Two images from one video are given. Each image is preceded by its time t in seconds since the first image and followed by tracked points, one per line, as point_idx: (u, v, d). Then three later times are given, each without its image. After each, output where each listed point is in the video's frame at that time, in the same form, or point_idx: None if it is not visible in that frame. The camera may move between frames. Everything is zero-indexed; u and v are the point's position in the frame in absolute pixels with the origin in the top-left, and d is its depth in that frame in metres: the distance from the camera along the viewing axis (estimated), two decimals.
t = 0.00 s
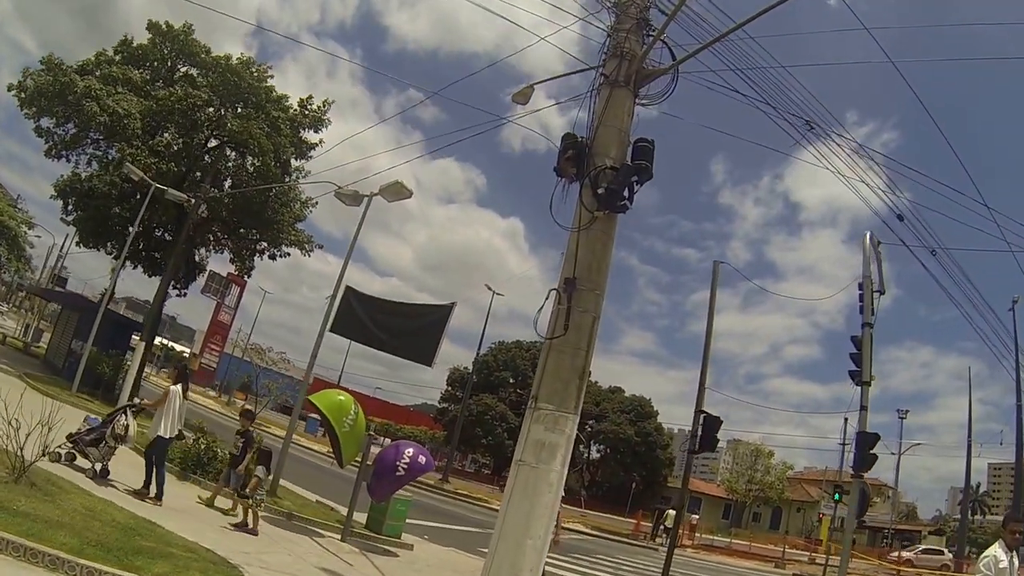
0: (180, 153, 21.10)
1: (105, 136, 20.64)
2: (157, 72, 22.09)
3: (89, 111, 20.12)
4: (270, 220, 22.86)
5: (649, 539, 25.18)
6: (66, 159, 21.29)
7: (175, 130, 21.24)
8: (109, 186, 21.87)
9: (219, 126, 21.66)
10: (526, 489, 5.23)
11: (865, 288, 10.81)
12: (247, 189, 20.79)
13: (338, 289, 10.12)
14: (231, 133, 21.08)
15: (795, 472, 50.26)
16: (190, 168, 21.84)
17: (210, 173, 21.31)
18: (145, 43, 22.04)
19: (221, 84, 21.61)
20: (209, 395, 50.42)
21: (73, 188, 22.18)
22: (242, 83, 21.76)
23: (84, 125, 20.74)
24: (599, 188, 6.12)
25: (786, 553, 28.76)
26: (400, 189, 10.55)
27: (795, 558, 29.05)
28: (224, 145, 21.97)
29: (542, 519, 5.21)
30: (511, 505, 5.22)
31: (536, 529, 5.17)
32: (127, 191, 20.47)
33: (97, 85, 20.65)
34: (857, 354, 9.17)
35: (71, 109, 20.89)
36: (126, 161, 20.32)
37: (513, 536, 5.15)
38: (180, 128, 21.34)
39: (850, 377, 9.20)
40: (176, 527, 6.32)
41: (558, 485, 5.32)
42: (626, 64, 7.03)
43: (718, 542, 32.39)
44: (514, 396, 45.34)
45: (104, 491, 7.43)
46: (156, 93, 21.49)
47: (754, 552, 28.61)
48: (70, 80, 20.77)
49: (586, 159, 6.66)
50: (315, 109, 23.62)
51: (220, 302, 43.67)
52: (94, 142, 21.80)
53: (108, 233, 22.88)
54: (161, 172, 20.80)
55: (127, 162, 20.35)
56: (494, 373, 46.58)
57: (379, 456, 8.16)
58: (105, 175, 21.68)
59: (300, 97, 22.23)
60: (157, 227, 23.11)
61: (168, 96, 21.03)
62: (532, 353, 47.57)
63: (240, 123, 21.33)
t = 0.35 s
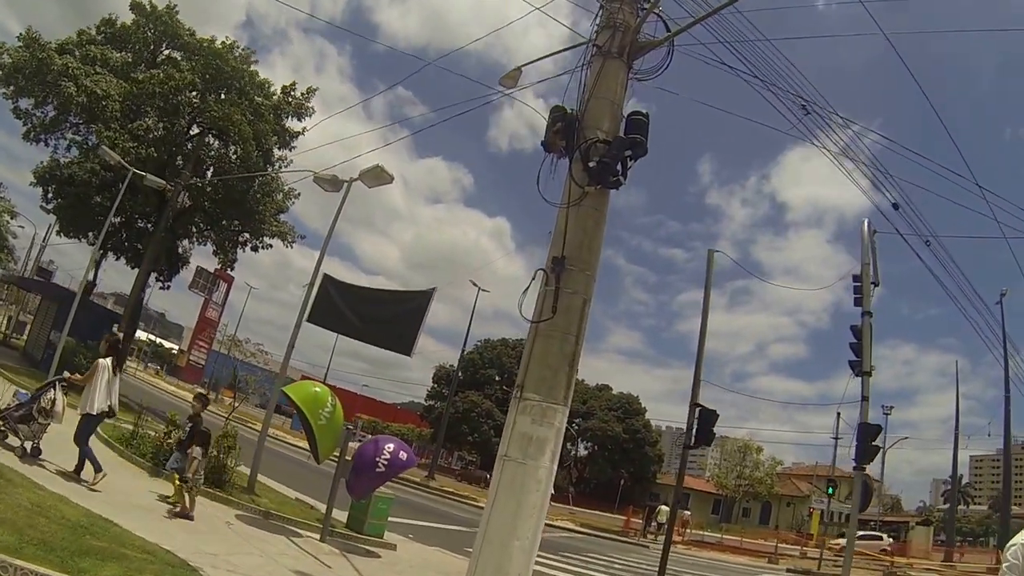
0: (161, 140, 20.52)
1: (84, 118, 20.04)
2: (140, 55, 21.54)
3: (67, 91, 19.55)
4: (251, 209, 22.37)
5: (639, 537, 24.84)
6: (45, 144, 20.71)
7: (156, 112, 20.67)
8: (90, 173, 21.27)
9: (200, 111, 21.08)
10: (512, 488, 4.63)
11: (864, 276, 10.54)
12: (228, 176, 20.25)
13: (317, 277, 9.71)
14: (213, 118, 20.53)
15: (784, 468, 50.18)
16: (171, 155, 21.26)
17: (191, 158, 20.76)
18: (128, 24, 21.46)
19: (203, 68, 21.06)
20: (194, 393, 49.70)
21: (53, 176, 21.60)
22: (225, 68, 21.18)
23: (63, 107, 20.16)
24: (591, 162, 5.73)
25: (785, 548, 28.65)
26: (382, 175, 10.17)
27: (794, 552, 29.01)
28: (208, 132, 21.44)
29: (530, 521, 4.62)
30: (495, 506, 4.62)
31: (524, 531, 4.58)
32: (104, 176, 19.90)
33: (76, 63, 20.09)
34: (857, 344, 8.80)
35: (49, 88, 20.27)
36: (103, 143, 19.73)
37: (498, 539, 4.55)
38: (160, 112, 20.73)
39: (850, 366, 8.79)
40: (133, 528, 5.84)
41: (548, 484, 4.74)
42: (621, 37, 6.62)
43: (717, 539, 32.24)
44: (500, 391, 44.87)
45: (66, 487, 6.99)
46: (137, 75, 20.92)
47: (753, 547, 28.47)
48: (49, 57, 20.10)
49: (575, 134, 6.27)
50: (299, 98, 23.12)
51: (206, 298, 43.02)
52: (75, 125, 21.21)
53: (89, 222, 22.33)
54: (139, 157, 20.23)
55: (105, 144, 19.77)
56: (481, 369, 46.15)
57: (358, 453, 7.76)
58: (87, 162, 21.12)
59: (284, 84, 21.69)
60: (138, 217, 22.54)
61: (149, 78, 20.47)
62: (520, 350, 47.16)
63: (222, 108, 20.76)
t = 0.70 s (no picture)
0: (130, 120, 19.73)
1: (50, 95, 19.21)
2: (114, 33, 20.73)
3: (31, 65, 18.70)
4: (225, 193, 21.69)
5: (617, 530, 24.59)
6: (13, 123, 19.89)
7: (126, 91, 19.92)
8: (60, 157, 20.47)
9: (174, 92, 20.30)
10: (485, 486, 4.17)
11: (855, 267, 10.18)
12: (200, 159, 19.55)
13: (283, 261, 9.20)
14: (185, 98, 19.80)
15: (762, 461, 50.35)
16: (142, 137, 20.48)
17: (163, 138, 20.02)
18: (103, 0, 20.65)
19: (177, 48, 20.20)
20: (168, 384, 48.81)
21: (23, 159, 20.81)
22: (200, 49, 20.29)
23: (30, 85, 19.35)
24: (571, 133, 5.24)
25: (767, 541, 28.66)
26: (350, 153, 9.67)
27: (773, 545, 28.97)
28: (181, 114, 20.68)
29: (506, 523, 4.18)
30: (467, 505, 4.17)
31: (499, 533, 4.13)
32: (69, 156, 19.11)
33: (44, 38, 19.24)
34: (851, 334, 8.42)
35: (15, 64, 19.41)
36: (68, 121, 18.91)
37: (470, 541, 4.11)
38: (131, 91, 19.94)
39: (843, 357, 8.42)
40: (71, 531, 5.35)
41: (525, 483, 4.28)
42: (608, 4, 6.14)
43: (696, 532, 32.23)
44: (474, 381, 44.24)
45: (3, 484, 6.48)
46: (108, 53, 20.11)
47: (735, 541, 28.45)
48: (16, 31, 19.11)
49: (556, 104, 5.78)
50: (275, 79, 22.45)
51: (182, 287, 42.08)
52: (45, 107, 20.43)
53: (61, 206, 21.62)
54: (107, 137, 19.45)
55: (70, 122, 18.97)
56: (456, 359, 45.58)
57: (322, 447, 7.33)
58: (58, 147, 20.34)
59: (260, 66, 20.98)
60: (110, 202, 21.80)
61: (120, 56, 19.67)
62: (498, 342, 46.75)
63: (195, 87, 19.98)
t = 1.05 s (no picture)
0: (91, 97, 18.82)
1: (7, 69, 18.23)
2: (78, 6, 19.75)
3: None
4: (192, 175, 20.85)
5: (591, 524, 24.27)
6: None
7: (88, 67, 18.98)
8: (21, 137, 19.55)
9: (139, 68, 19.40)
10: (449, 480, 3.51)
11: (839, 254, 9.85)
12: (165, 138, 18.70)
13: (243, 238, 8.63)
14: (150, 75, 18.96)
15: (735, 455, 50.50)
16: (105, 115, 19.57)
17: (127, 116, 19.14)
18: None
19: (144, 24, 19.17)
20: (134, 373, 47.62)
21: None
22: (166, 24, 19.31)
23: None
24: (550, 92, 4.74)
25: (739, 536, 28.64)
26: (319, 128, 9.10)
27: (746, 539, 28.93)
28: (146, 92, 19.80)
29: (472, 523, 3.51)
30: (427, 502, 3.52)
31: (462, 536, 3.47)
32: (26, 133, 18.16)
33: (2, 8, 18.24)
34: (836, 322, 8.08)
35: None
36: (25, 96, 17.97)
37: (429, 545, 3.45)
38: (94, 66, 19.03)
39: (829, 346, 8.09)
40: None
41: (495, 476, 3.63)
42: None
43: (667, 525, 32.11)
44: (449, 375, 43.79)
45: None
46: (70, 25, 19.15)
47: (708, 534, 28.34)
48: None
49: (534, 64, 5.28)
50: (244, 58, 21.74)
51: (152, 274, 40.91)
52: (5, 83, 19.47)
53: (21, 187, 20.64)
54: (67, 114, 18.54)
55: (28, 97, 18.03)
56: (431, 352, 45.04)
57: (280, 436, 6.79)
58: (20, 126, 19.40)
59: (229, 43, 20.13)
60: (72, 183, 20.83)
61: (82, 29, 18.76)
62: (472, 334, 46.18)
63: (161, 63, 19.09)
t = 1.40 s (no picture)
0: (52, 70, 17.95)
1: None
2: None
3: None
4: (154, 154, 20.04)
5: (559, 521, 23.86)
6: None
7: (47, 38, 18.04)
8: None
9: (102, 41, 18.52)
10: (402, 475, 3.03)
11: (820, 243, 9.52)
12: (129, 115, 17.92)
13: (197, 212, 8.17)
14: (114, 48, 18.11)
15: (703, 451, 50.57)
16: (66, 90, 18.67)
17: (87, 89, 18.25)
18: None
19: None
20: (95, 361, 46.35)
21: None
22: None
23: None
24: (525, 48, 4.27)
25: (708, 533, 28.47)
26: (280, 97, 9.00)
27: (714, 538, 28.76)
28: (110, 67, 18.95)
29: (429, 523, 3.04)
30: (377, 501, 3.02)
31: (417, 540, 3.00)
32: None
33: None
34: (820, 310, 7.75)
35: None
36: None
37: (377, 550, 2.97)
38: (54, 37, 18.11)
39: (812, 337, 7.80)
40: None
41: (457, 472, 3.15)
42: None
43: (634, 522, 31.86)
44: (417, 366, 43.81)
45: None
46: None
47: (676, 532, 28.14)
48: None
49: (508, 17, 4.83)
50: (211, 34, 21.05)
51: (117, 260, 39.59)
52: None
53: None
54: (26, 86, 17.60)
55: None
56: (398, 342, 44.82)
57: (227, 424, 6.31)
58: None
59: (195, 17, 19.36)
60: (29, 161, 19.88)
61: None
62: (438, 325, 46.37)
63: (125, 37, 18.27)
